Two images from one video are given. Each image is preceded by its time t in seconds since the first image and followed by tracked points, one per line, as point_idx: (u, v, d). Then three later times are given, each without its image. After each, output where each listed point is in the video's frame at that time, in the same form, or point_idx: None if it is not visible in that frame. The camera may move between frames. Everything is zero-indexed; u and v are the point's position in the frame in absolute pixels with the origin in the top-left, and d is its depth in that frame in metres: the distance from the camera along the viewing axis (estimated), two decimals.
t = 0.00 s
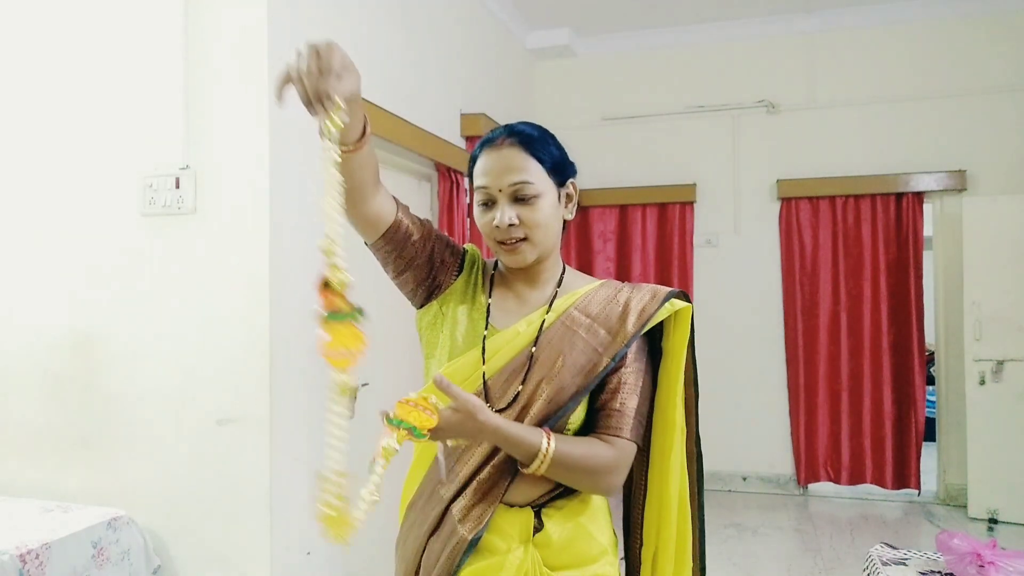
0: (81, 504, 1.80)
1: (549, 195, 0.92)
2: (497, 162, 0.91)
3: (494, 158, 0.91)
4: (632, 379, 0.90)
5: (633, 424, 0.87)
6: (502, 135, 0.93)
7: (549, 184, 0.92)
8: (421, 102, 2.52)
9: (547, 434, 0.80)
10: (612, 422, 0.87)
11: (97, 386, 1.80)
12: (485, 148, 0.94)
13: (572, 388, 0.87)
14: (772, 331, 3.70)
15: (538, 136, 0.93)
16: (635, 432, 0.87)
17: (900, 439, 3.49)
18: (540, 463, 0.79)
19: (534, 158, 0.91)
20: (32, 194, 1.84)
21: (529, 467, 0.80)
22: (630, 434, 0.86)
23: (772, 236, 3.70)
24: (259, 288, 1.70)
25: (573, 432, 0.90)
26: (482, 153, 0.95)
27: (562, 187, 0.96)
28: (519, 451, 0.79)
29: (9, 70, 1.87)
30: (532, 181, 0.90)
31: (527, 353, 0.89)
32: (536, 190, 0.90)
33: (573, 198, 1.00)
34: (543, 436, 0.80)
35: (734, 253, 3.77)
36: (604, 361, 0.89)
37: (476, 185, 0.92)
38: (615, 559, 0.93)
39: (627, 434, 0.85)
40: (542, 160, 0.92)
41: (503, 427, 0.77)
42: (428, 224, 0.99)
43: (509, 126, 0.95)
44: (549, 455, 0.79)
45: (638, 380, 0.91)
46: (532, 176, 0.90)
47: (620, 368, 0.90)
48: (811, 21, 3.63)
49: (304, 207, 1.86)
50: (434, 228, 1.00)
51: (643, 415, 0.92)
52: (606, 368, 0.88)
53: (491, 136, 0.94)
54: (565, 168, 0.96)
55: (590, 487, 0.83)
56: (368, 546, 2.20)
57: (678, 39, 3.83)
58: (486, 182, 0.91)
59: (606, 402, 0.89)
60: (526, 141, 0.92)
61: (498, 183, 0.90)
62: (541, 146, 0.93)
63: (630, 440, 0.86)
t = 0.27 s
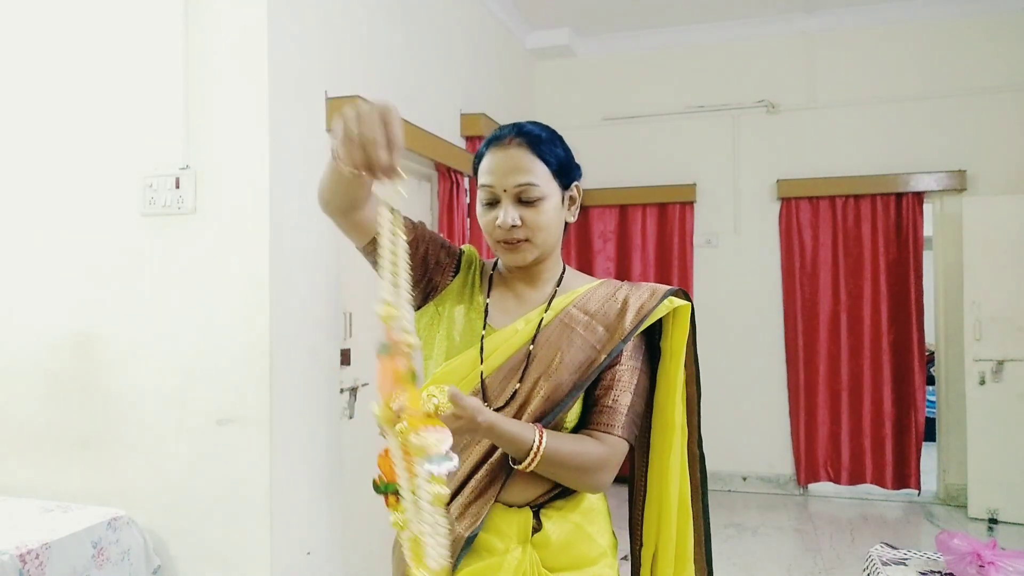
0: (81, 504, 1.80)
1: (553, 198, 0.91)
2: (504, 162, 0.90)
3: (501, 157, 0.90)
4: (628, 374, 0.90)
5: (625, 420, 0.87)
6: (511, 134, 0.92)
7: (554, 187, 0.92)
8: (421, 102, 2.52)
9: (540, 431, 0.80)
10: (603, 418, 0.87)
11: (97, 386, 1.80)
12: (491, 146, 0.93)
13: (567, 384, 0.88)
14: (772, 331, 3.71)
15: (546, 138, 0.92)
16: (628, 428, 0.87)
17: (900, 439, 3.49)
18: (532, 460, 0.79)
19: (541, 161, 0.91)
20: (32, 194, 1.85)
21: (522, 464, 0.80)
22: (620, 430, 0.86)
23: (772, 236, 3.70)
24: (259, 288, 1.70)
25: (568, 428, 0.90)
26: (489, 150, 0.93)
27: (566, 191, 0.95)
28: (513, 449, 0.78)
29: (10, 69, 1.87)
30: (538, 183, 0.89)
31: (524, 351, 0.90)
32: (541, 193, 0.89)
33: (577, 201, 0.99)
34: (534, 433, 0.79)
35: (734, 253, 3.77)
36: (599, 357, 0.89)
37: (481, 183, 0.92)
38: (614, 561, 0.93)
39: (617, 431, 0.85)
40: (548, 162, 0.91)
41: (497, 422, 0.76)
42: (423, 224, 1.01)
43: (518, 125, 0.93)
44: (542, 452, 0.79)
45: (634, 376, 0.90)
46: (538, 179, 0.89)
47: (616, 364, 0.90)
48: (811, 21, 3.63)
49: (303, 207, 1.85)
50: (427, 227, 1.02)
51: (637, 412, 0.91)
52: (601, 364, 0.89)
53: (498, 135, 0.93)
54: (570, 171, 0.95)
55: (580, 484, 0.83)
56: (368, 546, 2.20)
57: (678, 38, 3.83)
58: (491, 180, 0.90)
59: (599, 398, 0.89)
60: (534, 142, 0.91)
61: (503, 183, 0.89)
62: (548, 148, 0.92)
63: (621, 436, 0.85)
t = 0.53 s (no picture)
0: (81, 504, 1.80)
1: (554, 198, 0.90)
2: (505, 159, 0.88)
3: (502, 154, 0.89)
4: (625, 379, 0.90)
5: (621, 428, 0.86)
6: (513, 131, 0.90)
7: (555, 187, 0.90)
8: (421, 102, 2.52)
9: (542, 439, 0.78)
10: (601, 426, 0.86)
11: (97, 386, 1.80)
12: (493, 142, 0.91)
13: (563, 390, 0.88)
14: (772, 331, 3.71)
15: (547, 135, 0.91)
16: (624, 436, 0.87)
17: (899, 439, 3.49)
18: (534, 468, 0.77)
19: (543, 160, 0.89)
20: (31, 194, 1.84)
21: (523, 473, 0.78)
22: (618, 437, 0.86)
23: (772, 236, 3.70)
24: (259, 289, 1.70)
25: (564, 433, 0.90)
26: (489, 146, 0.92)
27: (566, 191, 0.94)
28: (516, 459, 0.76)
29: (10, 68, 1.87)
30: (539, 182, 0.88)
31: (518, 355, 0.89)
32: (541, 192, 0.88)
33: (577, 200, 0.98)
34: (536, 440, 0.77)
35: (734, 253, 3.77)
36: (597, 361, 0.89)
37: (481, 179, 0.90)
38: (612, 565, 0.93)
39: (614, 438, 0.85)
40: (550, 160, 0.90)
41: (503, 434, 0.74)
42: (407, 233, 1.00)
43: (520, 121, 0.92)
44: (544, 460, 0.77)
45: (630, 382, 0.90)
46: (540, 178, 0.88)
47: (613, 370, 0.89)
48: (811, 21, 3.64)
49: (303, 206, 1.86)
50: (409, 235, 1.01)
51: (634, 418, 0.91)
52: (599, 369, 0.88)
53: (500, 130, 0.91)
54: (571, 170, 0.94)
55: (578, 493, 0.82)
56: (367, 546, 2.20)
57: (677, 38, 3.83)
58: (492, 177, 0.89)
59: (596, 404, 0.89)
60: (536, 140, 0.90)
61: (504, 181, 0.88)
62: (550, 146, 0.91)
63: (618, 444, 0.85)
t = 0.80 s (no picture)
0: (81, 504, 1.80)
1: (546, 194, 0.83)
2: (497, 150, 0.81)
3: (494, 144, 0.81)
4: (626, 373, 0.83)
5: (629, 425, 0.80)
6: (507, 120, 0.82)
7: (547, 184, 0.83)
8: (421, 102, 2.52)
9: (552, 440, 0.72)
10: (608, 425, 0.79)
11: (97, 386, 1.80)
12: (482, 131, 0.83)
13: (562, 394, 0.79)
14: (772, 331, 3.71)
15: (541, 128, 0.83)
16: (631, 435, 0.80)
17: (900, 439, 3.48)
18: (546, 474, 0.72)
19: (537, 153, 0.82)
20: (32, 194, 1.84)
21: (533, 478, 0.72)
22: (626, 436, 0.79)
23: (772, 236, 3.70)
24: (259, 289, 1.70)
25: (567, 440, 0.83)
26: (479, 134, 0.84)
27: (555, 188, 0.87)
28: (525, 464, 0.70)
29: (10, 67, 1.87)
30: (532, 177, 0.81)
31: (509, 357, 0.81)
32: (534, 188, 0.81)
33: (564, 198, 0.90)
34: (546, 443, 0.72)
35: (734, 253, 3.77)
36: (595, 360, 0.81)
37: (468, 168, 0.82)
38: None
39: (623, 436, 0.78)
40: (542, 154, 0.83)
41: (510, 435, 0.69)
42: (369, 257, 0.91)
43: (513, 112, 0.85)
44: (556, 461, 0.72)
45: (631, 375, 0.83)
46: (534, 173, 0.81)
47: (613, 367, 0.82)
48: (811, 21, 3.64)
49: (303, 206, 1.86)
50: (365, 256, 0.91)
51: (637, 415, 0.85)
52: (598, 366, 0.80)
53: (492, 117, 0.83)
54: (562, 166, 0.87)
55: (591, 497, 0.76)
56: (368, 546, 2.21)
57: (677, 38, 3.83)
58: (483, 167, 0.81)
59: (599, 403, 0.81)
60: (530, 131, 0.82)
61: (496, 173, 0.80)
62: (544, 139, 0.84)
63: (627, 442, 0.79)
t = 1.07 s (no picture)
0: (81, 504, 1.81)
1: (518, 171, 0.80)
2: (465, 124, 0.77)
3: (461, 117, 0.78)
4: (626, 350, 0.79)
5: (638, 408, 0.76)
6: (474, 90, 0.79)
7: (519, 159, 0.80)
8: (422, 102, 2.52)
9: (567, 429, 0.70)
10: (617, 409, 0.75)
11: (97, 386, 1.80)
12: (447, 102, 0.79)
13: (556, 380, 0.77)
14: (772, 331, 3.71)
15: (511, 98, 0.80)
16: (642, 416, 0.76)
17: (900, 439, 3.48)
18: (564, 464, 0.69)
19: (507, 125, 0.79)
20: (32, 193, 1.85)
21: (554, 471, 0.69)
22: (637, 418, 0.75)
23: (772, 236, 3.70)
24: (259, 289, 1.70)
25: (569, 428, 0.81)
26: (442, 105, 0.80)
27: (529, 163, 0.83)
28: (541, 454, 0.68)
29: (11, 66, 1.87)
30: (502, 152, 0.78)
31: (492, 346, 0.79)
32: (503, 163, 0.78)
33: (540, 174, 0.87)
34: (563, 434, 0.69)
35: (734, 253, 3.77)
36: (588, 343, 0.77)
37: (433, 146, 0.79)
38: None
39: (633, 418, 0.74)
40: (513, 126, 0.79)
41: (520, 423, 0.67)
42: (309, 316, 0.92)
43: (478, 81, 0.81)
44: (574, 452, 0.69)
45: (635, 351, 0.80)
46: (504, 147, 0.78)
47: (614, 346, 0.78)
48: (811, 21, 3.63)
49: (304, 207, 1.86)
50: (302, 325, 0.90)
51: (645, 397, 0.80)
52: (592, 349, 0.77)
53: (456, 87, 0.79)
54: (532, 139, 0.83)
55: (612, 485, 0.73)
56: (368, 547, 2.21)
57: (678, 38, 3.83)
58: (450, 143, 0.77)
59: (603, 387, 0.78)
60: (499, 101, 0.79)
61: (464, 148, 0.77)
62: (515, 109, 0.80)
63: (638, 424, 0.75)
